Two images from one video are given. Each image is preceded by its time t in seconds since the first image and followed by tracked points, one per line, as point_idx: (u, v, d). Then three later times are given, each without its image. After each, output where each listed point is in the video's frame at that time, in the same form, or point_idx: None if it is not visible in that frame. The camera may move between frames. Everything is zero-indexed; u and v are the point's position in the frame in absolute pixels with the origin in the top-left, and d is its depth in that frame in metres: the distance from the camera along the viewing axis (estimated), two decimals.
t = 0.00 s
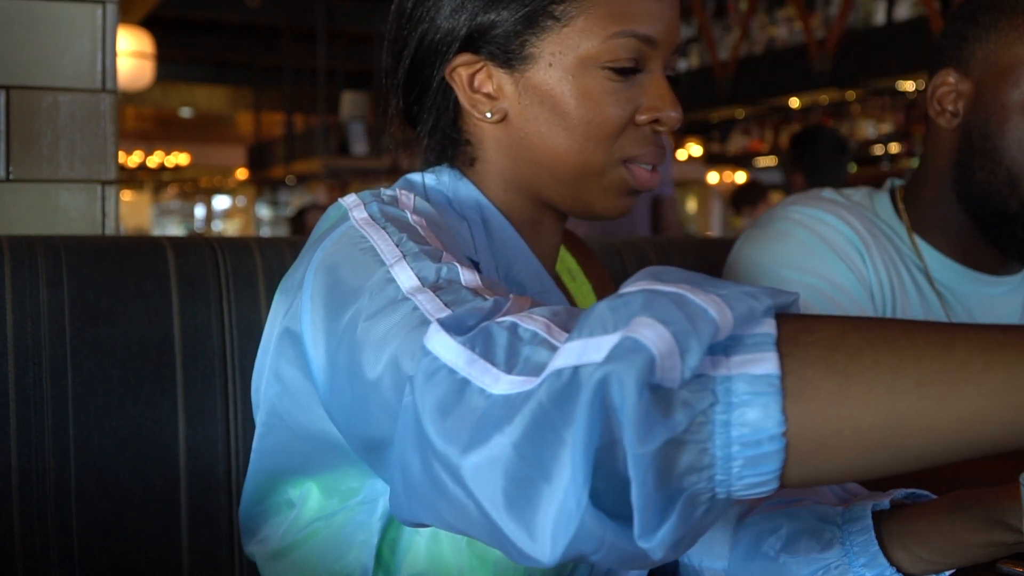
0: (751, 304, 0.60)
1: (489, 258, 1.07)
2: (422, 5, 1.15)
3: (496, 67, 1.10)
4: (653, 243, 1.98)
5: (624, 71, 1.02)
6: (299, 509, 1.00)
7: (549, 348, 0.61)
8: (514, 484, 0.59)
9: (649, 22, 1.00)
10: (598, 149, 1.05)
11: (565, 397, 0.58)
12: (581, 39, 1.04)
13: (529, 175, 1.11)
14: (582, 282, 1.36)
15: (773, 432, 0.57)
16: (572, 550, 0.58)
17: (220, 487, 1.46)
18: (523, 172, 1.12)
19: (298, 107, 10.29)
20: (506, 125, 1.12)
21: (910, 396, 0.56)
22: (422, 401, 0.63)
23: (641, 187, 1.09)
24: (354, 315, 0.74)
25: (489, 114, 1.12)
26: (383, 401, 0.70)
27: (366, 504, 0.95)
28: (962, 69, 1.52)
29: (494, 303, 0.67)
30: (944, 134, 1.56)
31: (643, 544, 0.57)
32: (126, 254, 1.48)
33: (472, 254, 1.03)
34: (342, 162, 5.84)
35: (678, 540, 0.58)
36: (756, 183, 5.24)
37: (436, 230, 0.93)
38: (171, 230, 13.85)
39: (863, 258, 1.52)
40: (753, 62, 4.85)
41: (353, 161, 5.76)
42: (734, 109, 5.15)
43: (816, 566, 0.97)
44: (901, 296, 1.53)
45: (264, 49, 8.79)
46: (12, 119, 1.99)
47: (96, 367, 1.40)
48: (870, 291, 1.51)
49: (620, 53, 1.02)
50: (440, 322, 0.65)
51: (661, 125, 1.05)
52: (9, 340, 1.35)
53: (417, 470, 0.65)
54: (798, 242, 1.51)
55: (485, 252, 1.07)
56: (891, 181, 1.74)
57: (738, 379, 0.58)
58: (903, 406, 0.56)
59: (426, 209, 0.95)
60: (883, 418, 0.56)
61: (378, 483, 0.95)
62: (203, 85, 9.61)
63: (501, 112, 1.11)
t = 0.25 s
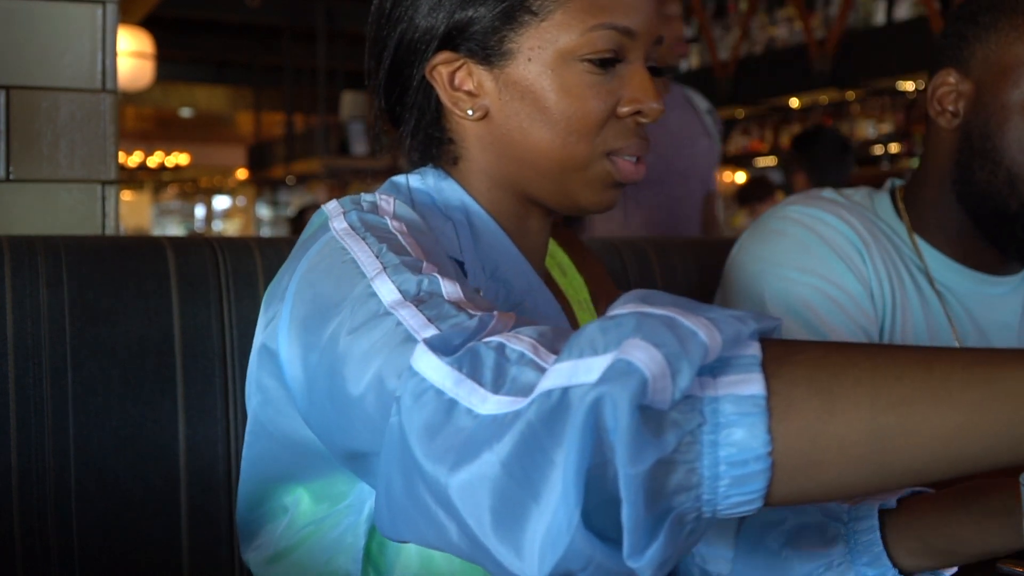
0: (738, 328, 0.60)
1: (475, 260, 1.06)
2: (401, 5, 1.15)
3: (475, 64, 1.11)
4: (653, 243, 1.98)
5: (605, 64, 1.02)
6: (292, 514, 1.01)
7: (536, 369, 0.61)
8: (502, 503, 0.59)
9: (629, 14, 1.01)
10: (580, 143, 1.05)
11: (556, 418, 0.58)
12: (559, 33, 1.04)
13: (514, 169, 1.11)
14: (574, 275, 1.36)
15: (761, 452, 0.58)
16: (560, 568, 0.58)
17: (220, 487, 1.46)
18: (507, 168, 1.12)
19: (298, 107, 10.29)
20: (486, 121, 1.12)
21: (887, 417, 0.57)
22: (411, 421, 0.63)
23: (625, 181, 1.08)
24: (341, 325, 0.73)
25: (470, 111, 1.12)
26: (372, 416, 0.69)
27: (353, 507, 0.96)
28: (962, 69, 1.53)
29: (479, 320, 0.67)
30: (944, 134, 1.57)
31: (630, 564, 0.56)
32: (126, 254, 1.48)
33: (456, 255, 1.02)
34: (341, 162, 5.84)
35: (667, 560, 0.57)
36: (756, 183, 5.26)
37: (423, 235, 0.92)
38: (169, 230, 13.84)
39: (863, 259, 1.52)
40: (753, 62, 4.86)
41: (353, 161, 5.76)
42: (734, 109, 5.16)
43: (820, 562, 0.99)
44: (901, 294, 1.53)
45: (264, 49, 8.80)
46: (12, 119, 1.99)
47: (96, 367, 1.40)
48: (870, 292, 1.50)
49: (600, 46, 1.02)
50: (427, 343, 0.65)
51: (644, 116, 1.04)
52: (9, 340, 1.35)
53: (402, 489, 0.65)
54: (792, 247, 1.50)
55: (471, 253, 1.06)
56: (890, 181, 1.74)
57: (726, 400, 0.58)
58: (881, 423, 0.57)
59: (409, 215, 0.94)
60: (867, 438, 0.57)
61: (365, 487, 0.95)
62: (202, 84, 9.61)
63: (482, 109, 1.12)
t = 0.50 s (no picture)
0: (705, 335, 0.65)
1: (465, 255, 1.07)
2: (375, 10, 1.17)
3: (452, 62, 1.12)
4: (653, 243, 1.97)
5: (582, 50, 1.04)
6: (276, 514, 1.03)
7: (502, 376, 0.64)
8: (468, 512, 0.62)
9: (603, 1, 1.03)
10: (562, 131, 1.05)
11: (520, 427, 0.60)
12: (531, 23, 1.05)
13: (499, 164, 1.12)
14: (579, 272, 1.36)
15: (726, 460, 0.61)
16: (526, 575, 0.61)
17: (220, 487, 1.46)
18: (492, 163, 1.13)
19: (299, 108, 10.30)
20: (469, 118, 1.14)
21: (857, 426, 0.61)
22: (379, 431, 0.66)
23: (612, 170, 1.08)
24: (311, 330, 0.76)
25: (450, 110, 1.14)
26: (332, 419, 0.73)
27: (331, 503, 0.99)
28: (962, 69, 1.52)
29: (443, 327, 0.69)
30: (944, 135, 1.56)
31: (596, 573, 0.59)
32: (126, 254, 1.48)
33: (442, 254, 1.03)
34: (341, 162, 5.84)
35: (632, 567, 0.60)
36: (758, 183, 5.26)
37: (406, 234, 0.94)
38: (171, 229, 13.84)
39: (863, 259, 1.52)
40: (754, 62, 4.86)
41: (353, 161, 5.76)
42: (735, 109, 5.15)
43: (863, 530, 1.09)
44: (901, 297, 1.52)
45: (265, 49, 8.81)
46: (13, 118, 1.99)
47: (96, 367, 1.40)
48: (871, 293, 1.49)
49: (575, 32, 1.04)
50: (393, 351, 0.68)
51: (626, 100, 1.05)
52: (9, 340, 1.35)
53: (371, 498, 0.68)
54: (789, 247, 1.50)
55: (460, 250, 1.07)
56: (891, 181, 1.74)
57: (692, 408, 0.62)
58: (849, 431, 0.61)
59: (389, 215, 0.96)
60: (835, 449, 0.60)
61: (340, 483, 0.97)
62: (204, 85, 9.61)
63: (462, 106, 1.13)
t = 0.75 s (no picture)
0: (695, 334, 0.67)
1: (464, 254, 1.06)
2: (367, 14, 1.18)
3: (444, 62, 1.12)
4: (653, 243, 1.97)
5: (574, 42, 1.03)
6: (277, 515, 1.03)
7: (490, 374, 0.65)
8: (455, 513, 0.63)
9: None
10: (558, 124, 1.04)
11: (508, 424, 0.62)
12: (521, 18, 1.05)
13: (496, 162, 1.12)
14: (589, 273, 1.35)
15: (717, 459, 0.64)
16: None
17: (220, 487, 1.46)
18: (490, 163, 1.13)
19: (299, 108, 10.30)
20: (464, 117, 1.14)
21: (843, 428, 0.64)
22: (365, 431, 0.67)
23: (612, 163, 1.07)
24: (302, 330, 0.77)
25: (445, 110, 1.14)
26: (318, 420, 0.73)
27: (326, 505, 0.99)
28: (962, 69, 1.52)
29: (430, 326, 0.69)
30: (944, 134, 1.55)
31: (586, 575, 0.62)
32: (126, 254, 1.48)
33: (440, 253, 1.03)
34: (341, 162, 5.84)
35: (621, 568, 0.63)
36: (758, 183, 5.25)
37: (404, 234, 0.94)
38: (172, 229, 13.84)
39: (864, 259, 1.52)
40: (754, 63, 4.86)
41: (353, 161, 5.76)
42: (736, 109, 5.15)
43: (886, 533, 1.10)
44: (902, 298, 1.52)
45: (265, 49, 8.81)
46: (13, 119, 1.99)
47: (96, 367, 1.40)
48: (872, 295, 1.49)
49: (565, 25, 1.03)
50: (378, 350, 0.68)
51: (622, 91, 1.05)
52: (9, 340, 1.35)
53: (359, 499, 0.69)
54: (788, 248, 1.50)
55: (459, 250, 1.06)
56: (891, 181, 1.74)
57: (682, 407, 0.64)
58: (833, 429, 0.63)
59: (386, 215, 0.95)
60: (817, 447, 0.63)
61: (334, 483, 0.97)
62: (204, 85, 9.60)
63: (456, 106, 1.13)
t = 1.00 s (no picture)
0: (674, 334, 0.67)
1: (463, 253, 1.06)
2: (369, 14, 1.18)
3: (445, 63, 1.12)
4: (653, 243, 1.97)
5: (575, 45, 1.03)
6: (276, 518, 1.03)
7: (468, 373, 0.65)
8: (431, 511, 0.63)
9: None
10: (558, 127, 1.04)
11: (485, 421, 0.61)
12: (522, 20, 1.04)
13: (497, 164, 1.12)
14: (592, 272, 1.35)
15: (696, 458, 0.63)
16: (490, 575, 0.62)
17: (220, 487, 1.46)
18: (489, 164, 1.13)
19: (298, 108, 10.29)
20: (464, 119, 1.13)
21: (840, 427, 0.63)
22: (344, 429, 0.67)
23: (612, 165, 1.07)
24: (295, 330, 0.77)
25: (446, 111, 1.14)
26: (306, 419, 0.73)
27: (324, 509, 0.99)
28: (963, 70, 1.52)
29: (414, 325, 0.69)
30: (945, 134, 1.55)
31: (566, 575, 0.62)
32: (126, 254, 1.48)
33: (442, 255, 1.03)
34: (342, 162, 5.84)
35: (601, 568, 0.62)
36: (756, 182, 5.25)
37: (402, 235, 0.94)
38: (171, 229, 13.83)
39: (863, 259, 1.52)
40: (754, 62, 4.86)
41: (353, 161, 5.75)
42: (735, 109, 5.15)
43: (901, 529, 1.09)
44: (902, 298, 1.52)
45: (265, 49, 8.80)
46: (13, 119, 1.99)
47: (96, 366, 1.40)
48: (871, 294, 1.49)
49: (566, 27, 1.02)
50: (359, 348, 0.68)
51: (624, 94, 1.04)
52: (9, 340, 1.35)
53: (339, 500, 0.69)
54: (788, 249, 1.50)
55: (459, 250, 1.06)
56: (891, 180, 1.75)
57: (660, 406, 0.64)
58: (818, 426, 0.63)
59: (385, 216, 0.95)
60: (800, 443, 0.63)
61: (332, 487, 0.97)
62: (203, 84, 9.59)
63: (457, 108, 1.13)
